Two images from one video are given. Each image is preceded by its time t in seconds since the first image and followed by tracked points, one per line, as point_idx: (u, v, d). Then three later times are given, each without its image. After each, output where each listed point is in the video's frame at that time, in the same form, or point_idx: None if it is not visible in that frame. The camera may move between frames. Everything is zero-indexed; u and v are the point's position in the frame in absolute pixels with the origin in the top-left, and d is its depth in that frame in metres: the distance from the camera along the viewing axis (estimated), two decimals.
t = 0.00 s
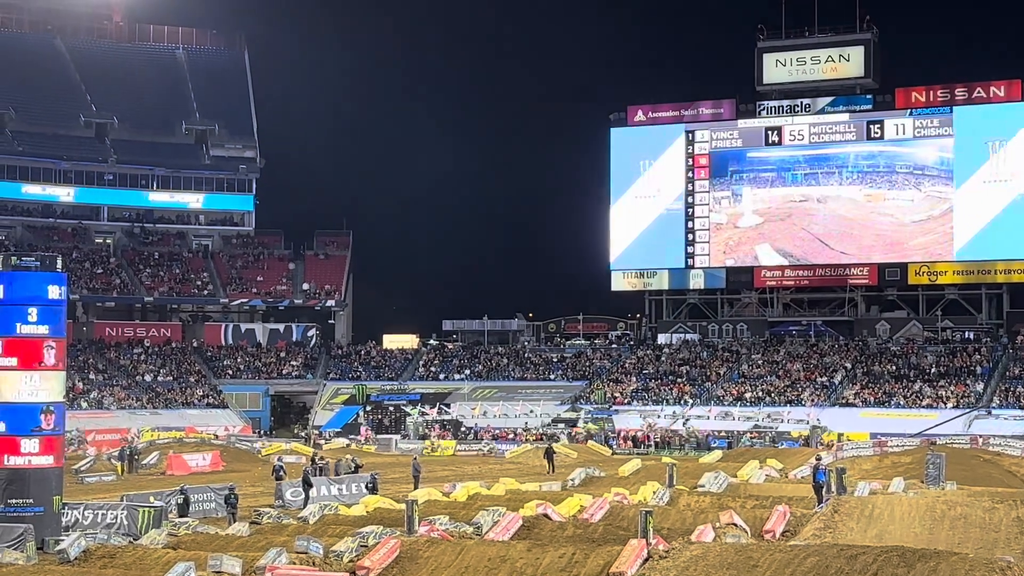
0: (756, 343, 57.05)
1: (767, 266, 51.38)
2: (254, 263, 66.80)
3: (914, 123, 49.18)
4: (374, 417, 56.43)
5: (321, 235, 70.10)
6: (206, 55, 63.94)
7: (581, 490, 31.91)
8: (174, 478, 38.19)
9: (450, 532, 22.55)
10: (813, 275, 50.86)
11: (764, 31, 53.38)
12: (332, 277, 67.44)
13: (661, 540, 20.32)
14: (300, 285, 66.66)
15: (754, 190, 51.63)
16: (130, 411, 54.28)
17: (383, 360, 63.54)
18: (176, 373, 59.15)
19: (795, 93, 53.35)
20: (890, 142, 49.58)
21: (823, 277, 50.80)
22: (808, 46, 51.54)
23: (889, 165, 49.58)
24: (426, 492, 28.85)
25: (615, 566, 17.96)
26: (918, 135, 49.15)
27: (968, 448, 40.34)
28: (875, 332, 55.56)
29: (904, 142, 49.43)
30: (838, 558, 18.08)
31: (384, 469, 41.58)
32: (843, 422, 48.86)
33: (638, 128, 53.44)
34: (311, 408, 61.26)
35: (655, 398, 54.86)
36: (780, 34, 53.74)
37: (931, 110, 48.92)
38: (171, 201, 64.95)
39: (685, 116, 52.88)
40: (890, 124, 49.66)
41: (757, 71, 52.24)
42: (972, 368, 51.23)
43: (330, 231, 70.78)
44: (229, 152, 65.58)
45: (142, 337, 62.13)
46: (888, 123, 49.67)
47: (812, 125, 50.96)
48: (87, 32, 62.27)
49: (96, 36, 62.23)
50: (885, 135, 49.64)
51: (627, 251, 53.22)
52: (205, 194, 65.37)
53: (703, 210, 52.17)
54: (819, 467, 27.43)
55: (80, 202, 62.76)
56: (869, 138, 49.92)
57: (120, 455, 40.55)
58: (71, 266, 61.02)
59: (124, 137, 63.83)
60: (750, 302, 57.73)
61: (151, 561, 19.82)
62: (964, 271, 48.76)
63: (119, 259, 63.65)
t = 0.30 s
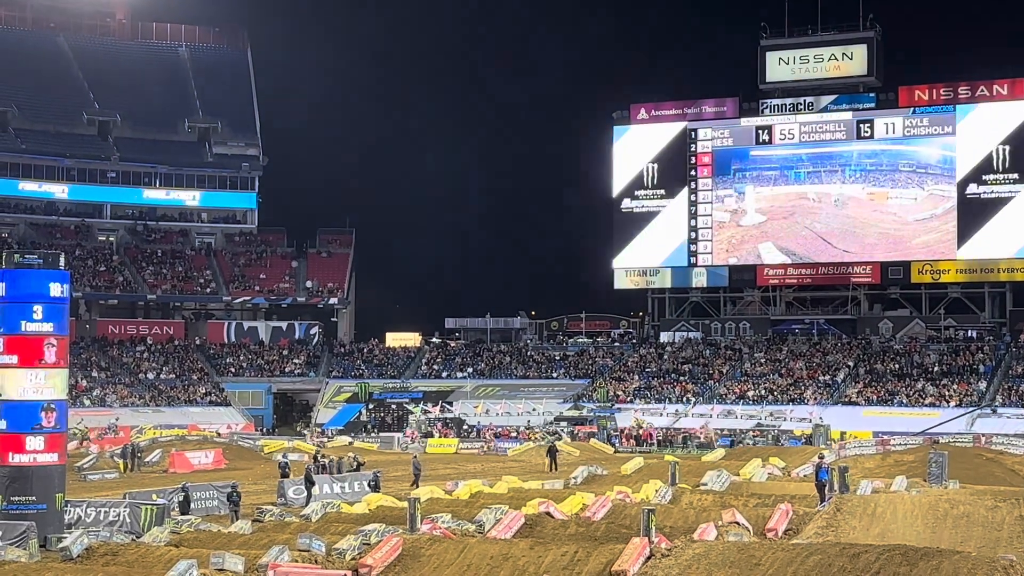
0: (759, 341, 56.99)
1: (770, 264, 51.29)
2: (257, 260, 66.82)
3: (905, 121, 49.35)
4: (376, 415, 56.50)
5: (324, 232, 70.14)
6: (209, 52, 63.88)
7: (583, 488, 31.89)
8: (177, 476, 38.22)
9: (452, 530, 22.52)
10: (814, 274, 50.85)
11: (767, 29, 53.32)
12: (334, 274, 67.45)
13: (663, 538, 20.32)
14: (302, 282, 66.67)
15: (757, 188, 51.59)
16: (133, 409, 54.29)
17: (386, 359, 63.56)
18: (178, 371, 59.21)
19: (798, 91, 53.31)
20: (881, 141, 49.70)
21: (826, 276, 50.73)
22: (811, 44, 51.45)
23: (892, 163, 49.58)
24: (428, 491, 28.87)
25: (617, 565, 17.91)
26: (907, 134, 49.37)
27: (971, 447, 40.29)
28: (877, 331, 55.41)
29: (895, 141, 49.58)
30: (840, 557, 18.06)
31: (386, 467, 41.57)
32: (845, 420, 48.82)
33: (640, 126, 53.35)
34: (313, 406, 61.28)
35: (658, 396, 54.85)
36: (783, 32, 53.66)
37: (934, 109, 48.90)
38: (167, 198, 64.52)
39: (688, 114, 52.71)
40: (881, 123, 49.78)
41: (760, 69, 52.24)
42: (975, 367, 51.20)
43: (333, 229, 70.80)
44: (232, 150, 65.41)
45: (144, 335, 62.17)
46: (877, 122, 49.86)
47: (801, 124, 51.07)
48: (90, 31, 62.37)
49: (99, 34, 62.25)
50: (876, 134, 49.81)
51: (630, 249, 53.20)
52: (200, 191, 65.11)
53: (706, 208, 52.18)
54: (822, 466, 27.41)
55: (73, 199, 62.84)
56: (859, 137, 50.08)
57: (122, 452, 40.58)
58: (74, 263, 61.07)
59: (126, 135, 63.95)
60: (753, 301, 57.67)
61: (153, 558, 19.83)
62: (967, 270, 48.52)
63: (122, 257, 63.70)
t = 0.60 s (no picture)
0: (762, 339, 56.63)
1: (772, 261, 51.22)
2: (259, 257, 66.84)
3: (894, 119, 49.59)
4: (378, 412, 56.81)
5: (326, 229, 70.18)
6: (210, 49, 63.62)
7: (584, 486, 31.89)
8: (179, 472, 38.23)
9: (454, 527, 22.50)
10: (817, 271, 50.69)
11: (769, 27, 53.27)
12: (336, 271, 67.47)
13: (665, 536, 20.29)
14: (305, 279, 66.70)
15: (759, 186, 51.57)
16: (136, 405, 54.28)
17: (388, 356, 63.58)
18: (181, 368, 59.26)
19: (801, 89, 53.25)
20: (869, 139, 49.98)
21: (828, 273, 50.55)
22: (814, 41, 51.38)
23: (894, 161, 49.66)
24: (430, 487, 28.88)
25: (619, 561, 17.88)
26: (897, 132, 49.62)
27: (973, 444, 40.26)
28: (879, 328, 55.09)
29: (885, 139, 49.82)
30: (842, 554, 18.04)
31: (388, 464, 41.56)
32: (847, 418, 48.78)
33: (643, 123, 53.14)
34: (315, 403, 61.30)
35: (660, 393, 54.85)
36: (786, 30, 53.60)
37: (936, 106, 48.80)
38: (163, 194, 64.52)
39: (691, 111, 52.50)
40: (870, 120, 50.04)
41: (763, 66, 52.15)
42: (977, 364, 51.23)
43: (335, 225, 70.84)
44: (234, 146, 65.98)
45: (147, 332, 62.23)
46: (867, 120, 50.10)
47: (792, 122, 51.13)
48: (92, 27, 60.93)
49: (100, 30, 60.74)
50: (865, 132, 50.08)
51: (632, 246, 53.18)
52: (196, 187, 65.09)
53: (708, 206, 52.16)
54: (824, 464, 27.40)
55: (68, 195, 62.73)
56: (848, 135, 50.33)
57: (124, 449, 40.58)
58: (76, 260, 61.08)
59: (128, 132, 64.35)
60: (755, 298, 57.69)
61: (155, 555, 19.83)
62: (970, 267, 48.27)
63: (124, 253, 63.71)
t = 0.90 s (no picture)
0: (764, 336, 56.70)
1: (774, 258, 51.19)
2: (261, 253, 66.88)
3: (883, 117, 49.66)
4: (380, 408, 57.02)
5: (328, 226, 70.22)
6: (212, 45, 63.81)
7: (585, 482, 31.89)
8: (181, 467, 38.28)
9: (455, 523, 22.52)
10: (819, 268, 50.59)
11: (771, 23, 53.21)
12: (338, 267, 67.50)
13: (666, 532, 20.29)
14: (307, 275, 66.73)
15: (761, 182, 51.49)
16: (138, 401, 54.30)
17: (389, 352, 63.59)
18: (182, 364, 59.29)
19: (803, 86, 53.20)
20: (858, 137, 50.08)
21: (830, 270, 50.45)
22: (816, 38, 51.31)
23: (896, 158, 49.56)
24: (431, 483, 28.87)
25: (620, 558, 17.88)
26: (886, 130, 49.63)
27: (974, 441, 40.25)
28: (881, 325, 55.17)
29: (874, 136, 49.90)
30: (844, 551, 18.03)
31: (389, 460, 41.58)
32: (849, 415, 48.75)
33: (645, 119, 53.28)
34: (317, 399, 61.31)
35: (661, 390, 54.86)
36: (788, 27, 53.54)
37: (939, 103, 48.69)
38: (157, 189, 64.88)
39: (693, 108, 52.48)
40: (860, 118, 50.15)
41: (765, 63, 51.97)
42: (978, 361, 51.18)
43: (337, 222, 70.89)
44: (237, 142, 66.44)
45: (148, 328, 62.27)
46: (855, 118, 50.21)
47: (780, 119, 51.29)
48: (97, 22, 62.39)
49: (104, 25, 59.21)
50: (855, 130, 50.16)
51: (634, 243, 53.16)
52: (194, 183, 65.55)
53: (710, 202, 52.09)
54: (825, 460, 27.42)
55: (64, 190, 62.67)
56: (838, 133, 50.45)
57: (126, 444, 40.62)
58: (79, 255, 61.09)
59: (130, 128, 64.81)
60: (757, 295, 57.65)
61: (157, 551, 19.88)
62: (971, 264, 48.47)
63: (126, 249, 63.76)
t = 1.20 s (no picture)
0: (767, 333, 56.73)
1: (778, 255, 51.17)
2: (265, 249, 66.91)
3: (874, 115, 49.76)
4: (383, 404, 56.78)
5: (331, 222, 70.24)
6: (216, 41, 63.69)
7: (589, 479, 31.85)
8: (185, 463, 38.31)
9: (458, 519, 22.52)
10: (823, 265, 50.54)
11: (776, 20, 53.07)
12: (342, 264, 67.52)
13: (669, 529, 20.26)
14: (310, 271, 66.72)
15: (765, 179, 51.34)
16: (141, 397, 54.32)
17: (393, 348, 63.56)
18: (186, 360, 59.34)
19: (807, 82, 53.07)
20: (850, 134, 50.15)
21: (834, 267, 50.42)
22: (821, 35, 51.21)
23: (901, 155, 49.36)
24: (435, 480, 28.86)
25: (623, 555, 17.89)
26: (877, 128, 49.72)
27: (978, 439, 40.19)
28: (886, 322, 55.17)
29: (864, 134, 49.97)
30: (847, 548, 18.00)
31: (393, 456, 41.56)
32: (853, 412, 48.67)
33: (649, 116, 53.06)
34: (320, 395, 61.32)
35: (665, 387, 54.81)
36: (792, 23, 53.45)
37: (943, 100, 48.55)
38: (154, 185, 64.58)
39: (697, 104, 52.40)
40: (850, 116, 50.24)
41: (769, 60, 51.82)
42: (983, 359, 51.07)
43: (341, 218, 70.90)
44: (240, 138, 65.93)
45: (152, 323, 62.31)
46: (847, 115, 50.29)
47: (772, 117, 51.40)
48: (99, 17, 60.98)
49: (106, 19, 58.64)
50: (846, 127, 50.23)
51: (637, 240, 53.17)
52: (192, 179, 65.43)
53: (714, 199, 51.97)
54: (828, 457, 27.41)
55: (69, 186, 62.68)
56: (829, 130, 50.48)
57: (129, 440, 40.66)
58: (83, 251, 61.11)
59: (134, 124, 64.26)
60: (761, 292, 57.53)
61: (160, 546, 19.89)
62: (976, 260, 48.20)
63: (130, 245, 63.78)
